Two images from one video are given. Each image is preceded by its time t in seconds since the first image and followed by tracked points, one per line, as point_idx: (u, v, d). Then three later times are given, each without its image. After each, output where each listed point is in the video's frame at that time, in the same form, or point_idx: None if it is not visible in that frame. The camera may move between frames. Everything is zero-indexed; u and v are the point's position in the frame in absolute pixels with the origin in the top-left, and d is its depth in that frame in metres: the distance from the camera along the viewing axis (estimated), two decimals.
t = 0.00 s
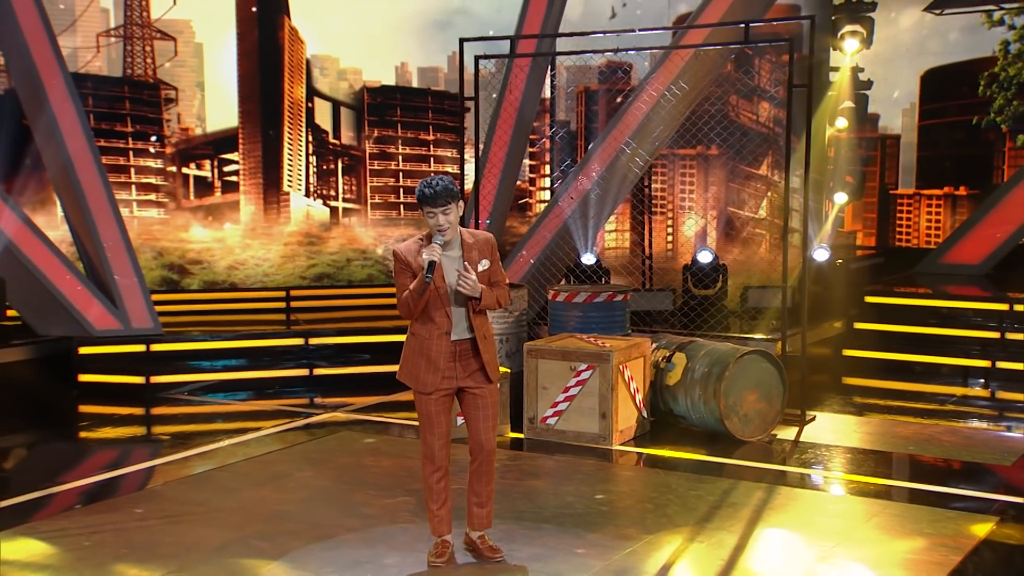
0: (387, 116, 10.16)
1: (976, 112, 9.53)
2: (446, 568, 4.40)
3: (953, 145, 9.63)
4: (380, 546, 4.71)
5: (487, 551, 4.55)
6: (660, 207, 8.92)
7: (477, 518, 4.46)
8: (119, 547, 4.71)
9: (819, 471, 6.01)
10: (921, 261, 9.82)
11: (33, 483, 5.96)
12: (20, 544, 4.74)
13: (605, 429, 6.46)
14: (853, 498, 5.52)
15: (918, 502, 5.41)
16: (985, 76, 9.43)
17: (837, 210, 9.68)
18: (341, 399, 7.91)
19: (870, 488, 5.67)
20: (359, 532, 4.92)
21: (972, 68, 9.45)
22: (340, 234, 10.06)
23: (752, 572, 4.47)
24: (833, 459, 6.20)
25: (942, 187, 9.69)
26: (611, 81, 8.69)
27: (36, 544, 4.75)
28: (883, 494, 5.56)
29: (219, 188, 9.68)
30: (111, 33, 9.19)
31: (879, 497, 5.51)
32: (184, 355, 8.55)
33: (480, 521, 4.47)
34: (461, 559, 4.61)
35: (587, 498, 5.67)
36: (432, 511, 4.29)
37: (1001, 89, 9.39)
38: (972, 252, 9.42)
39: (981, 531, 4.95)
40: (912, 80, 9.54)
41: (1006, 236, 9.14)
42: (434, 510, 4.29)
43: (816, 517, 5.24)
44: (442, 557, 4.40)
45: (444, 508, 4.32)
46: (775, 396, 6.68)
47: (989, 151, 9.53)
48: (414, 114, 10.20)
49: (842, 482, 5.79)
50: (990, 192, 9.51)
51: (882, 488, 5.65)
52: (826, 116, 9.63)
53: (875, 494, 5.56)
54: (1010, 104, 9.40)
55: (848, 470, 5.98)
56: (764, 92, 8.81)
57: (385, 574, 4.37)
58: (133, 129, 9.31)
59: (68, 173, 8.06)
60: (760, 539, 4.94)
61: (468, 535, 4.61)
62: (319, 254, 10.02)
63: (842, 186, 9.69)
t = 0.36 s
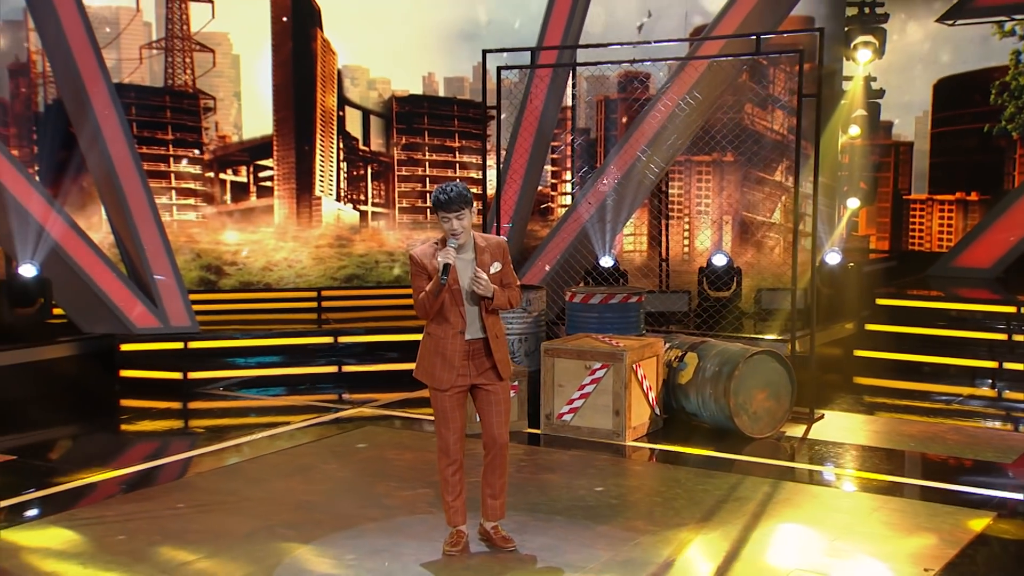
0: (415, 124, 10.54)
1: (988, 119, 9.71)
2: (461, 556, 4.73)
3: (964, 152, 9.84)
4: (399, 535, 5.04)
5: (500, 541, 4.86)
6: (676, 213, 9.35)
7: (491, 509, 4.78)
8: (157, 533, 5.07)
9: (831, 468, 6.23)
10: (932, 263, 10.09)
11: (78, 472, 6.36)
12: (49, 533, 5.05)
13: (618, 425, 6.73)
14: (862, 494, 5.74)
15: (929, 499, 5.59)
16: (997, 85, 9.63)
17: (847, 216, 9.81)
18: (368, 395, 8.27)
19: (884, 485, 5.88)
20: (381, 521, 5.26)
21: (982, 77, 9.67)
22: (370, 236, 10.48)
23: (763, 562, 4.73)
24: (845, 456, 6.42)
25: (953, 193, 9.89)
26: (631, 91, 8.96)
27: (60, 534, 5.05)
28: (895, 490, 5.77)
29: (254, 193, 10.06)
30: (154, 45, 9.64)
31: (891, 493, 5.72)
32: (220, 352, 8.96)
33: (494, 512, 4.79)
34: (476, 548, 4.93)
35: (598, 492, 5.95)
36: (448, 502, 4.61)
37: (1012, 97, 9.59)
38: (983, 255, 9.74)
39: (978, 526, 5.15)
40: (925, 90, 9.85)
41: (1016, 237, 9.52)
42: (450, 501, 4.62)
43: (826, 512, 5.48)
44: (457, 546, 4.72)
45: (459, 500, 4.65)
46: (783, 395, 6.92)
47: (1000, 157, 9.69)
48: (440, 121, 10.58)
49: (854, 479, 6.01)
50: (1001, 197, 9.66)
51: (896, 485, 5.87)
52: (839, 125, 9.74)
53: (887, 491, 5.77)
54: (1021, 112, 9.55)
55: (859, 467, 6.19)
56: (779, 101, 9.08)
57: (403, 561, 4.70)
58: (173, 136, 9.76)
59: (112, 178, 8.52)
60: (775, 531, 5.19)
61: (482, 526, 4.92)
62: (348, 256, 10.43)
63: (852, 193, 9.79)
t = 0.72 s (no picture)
0: (436, 132, 10.92)
1: (993, 127, 9.90)
2: (471, 547, 5.03)
3: (971, 159, 10.00)
4: (412, 527, 5.36)
5: (509, 533, 5.15)
6: (687, 217, 9.59)
7: (501, 502, 5.08)
8: (186, 522, 5.40)
9: (837, 466, 6.45)
10: (940, 267, 10.15)
11: (112, 465, 6.72)
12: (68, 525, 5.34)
13: (627, 423, 7.00)
14: (867, 491, 5.97)
15: (938, 497, 5.79)
16: (1003, 93, 9.81)
17: (853, 221, 10.08)
18: (389, 393, 8.62)
19: (893, 483, 6.10)
20: (395, 513, 5.58)
21: (988, 86, 9.85)
22: (393, 240, 10.87)
23: (772, 556, 4.96)
24: (852, 454, 6.66)
25: (960, 198, 10.04)
26: (643, 100, 9.25)
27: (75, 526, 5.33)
28: (904, 489, 5.98)
29: (282, 198, 10.44)
30: (187, 57, 10.01)
31: (900, 491, 5.93)
32: (251, 350, 9.37)
33: (503, 505, 5.08)
34: (487, 540, 5.23)
35: (605, 486, 6.22)
36: (459, 495, 4.92)
37: (1018, 105, 9.77)
38: (988, 260, 9.91)
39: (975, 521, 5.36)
40: (932, 98, 10.00)
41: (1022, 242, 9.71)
42: (461, 494, 4.92)
43: (834, 509, 5.70)
44: (468, 537, 5.03)
45: (470, 493, 4.95)
46: (788, 394, 7.16)
47: (1006, 164, 9.87)
48: (461, 129, 10.95)
49: (861, 477, 6.23)
50: (1007, 202, 9.83)
51: (905, 483, 6.08)
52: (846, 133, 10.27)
53: (896, 488, 5.99)
54: None
55: (866, 465, 6.41)
56: (787, 109, 9.37)
57: (416, 550, 5.01)
58: (206, 144, 10.13)
59: (147, 185, 8.93)
60: (787, 526, 5.42)
61: (492, 518, 5.21)
62: (372, 259, 10.80)
63: (858, 198, 10.11)
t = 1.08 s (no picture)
0: (453, 139, 11.27)
1: (994, 134, 10.05)
2: (479, 537, 5.35)
3: (972, 166, 10.15)
4: (424, 518, 5.68)
5: (515, 524, 5.46)
6: (695, 222, 9.89)
7: (508, 494, 5.39)
8: (211, 511, 5.75)
9: (841, 463, 6.69)
10: (942, 271, 10.45)
11: (143, 456, 7.11)
12: (95, 515, 5.66)
13: (633, 419, 7.28)
14: (869, 487, 6.22)
15: (940, 494, 6.02)
16: (1004, 102, 9.98)
17: (855, 227, 10.46)
18: (407, 390, 8.97)
19: (897, 479, 6.34)
20: (407, 505, 5.91)
21: (987, 95, 10.06)
22: (413, 244, 11.23)
23: (779, 548, 5.20)
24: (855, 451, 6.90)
25: (962, 203, 10.20)
26: (652, 107, 9.52)
27: (97, 517, 5.63)
28: (907, 486, 6.22)
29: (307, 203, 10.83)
30: (216, 68, 10.41)
31: (904, 488, 6.17)
32: (276, 348, 9.76)
33: (510, 498, 5.40)
34: (494, 531, 5.54)
35: (609, 481, 6.52)
36: (468, 488, 5.24)
37: (1019, 114, 9.91)
38: (989, 264, 10.17)
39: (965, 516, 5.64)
40: (936, 106, 10.22)
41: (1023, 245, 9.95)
42: (469, 487, 5.24)
43: (830, 504, 5.96)
44: (475, 528, 5.35)
45: (477, 486, 5.27)
46: (789, 392, 7.43)
47: (1007, 171, 10.00)
48: (478, 136, 11.29)
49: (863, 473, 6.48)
50: (1007, 208, 9.97)
51: (909, 479, 6.32)
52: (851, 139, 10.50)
53: (899, 485, 6.24)
54: None
55: (868, 462, 6.66)
56: (791, 116, 9.64)
57: (426, 540, 5.33)
58: (234, 150, 10.53)
59: (177, 190, 9.34)
60: (796, 521, 5.67)
61: (500, 510, 5.53)
62: (392, 262, 11.17)
63: (863, 204, 10.38)
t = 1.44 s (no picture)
0: (467, 146, 11.60)
1: (992, 141, 10.28)
2: (484, 528, 5.67)
3: (974, 171, 10.38)
4: (432, 509, 6.01)
5: (518, 515, 5.78)
6: (700, 228, 10.18)
7: (511, 487, 5.72)
8: (231, 502, 6.09)
9: (840, 460, 6.95)
10: (940, 274, 10.79)
11: (168, 449, 7.49)
12: (120, 505, 6.00)
13: (636, 416, 7.57)
14: (867, 483, 6.48)
15: (936, 491, 6.29)
16: (1002, 110, 10.22)
17: (855, 232, 10.79)
18: (421, 388, 9.32)
19: (897, 475, 6.59)
20: (416, 497, 6.24)
21: (987, 103, 10.27)
22: (428, 247, 11.58)
23: (781, 542, 5.47)
24: (855, 448, 7.17)
25: (961, 208, 10.45)
26: (657, 115, 9.83)
27: (119, 508, 5.95)
28: (908, 482, 6.47)
29: (327, 208, 11.21)
30: (240, 78, 10.83)
31: (904, 485, 6.42)
32: (297, 347, 10.14)
33: (514, 490, 5.73)
34: (498, 522, 5.85)
35: (611, 475, 6.82)
36: (474, 481, 5.57)
37: (1016, 121, 10.17)
38: (987, 266, 10.48)
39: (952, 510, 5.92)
40: (935, 113, 10.43)
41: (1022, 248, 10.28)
42: (476, 480, 5.57)
43: (824, 499, 6.23)
44: (481, 520, 5.68)
45: (483, 480, 5.59)
46: (786, 391, 7.71)
47: (1005, 177, 10.26)
48: (491, 143, 11.62)
49: (863, 470, 6.74)
50: (1004, 212, 10.26)
51: (908, 476, 6.57)
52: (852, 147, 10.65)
53: (898, 481, 6.50)
54: None
55: (867, 459, 6.93)
56: (793, 122, 9.93)
57: (434, 530, 5.65)
58: (257, 157, 10.95)
59: (202, 195, 9.73)
60: (798, 515, 5.94)
61: (505, 503, 5.84)
62: (408, 263, 11.52)
63: (863, 209, 10.69)
